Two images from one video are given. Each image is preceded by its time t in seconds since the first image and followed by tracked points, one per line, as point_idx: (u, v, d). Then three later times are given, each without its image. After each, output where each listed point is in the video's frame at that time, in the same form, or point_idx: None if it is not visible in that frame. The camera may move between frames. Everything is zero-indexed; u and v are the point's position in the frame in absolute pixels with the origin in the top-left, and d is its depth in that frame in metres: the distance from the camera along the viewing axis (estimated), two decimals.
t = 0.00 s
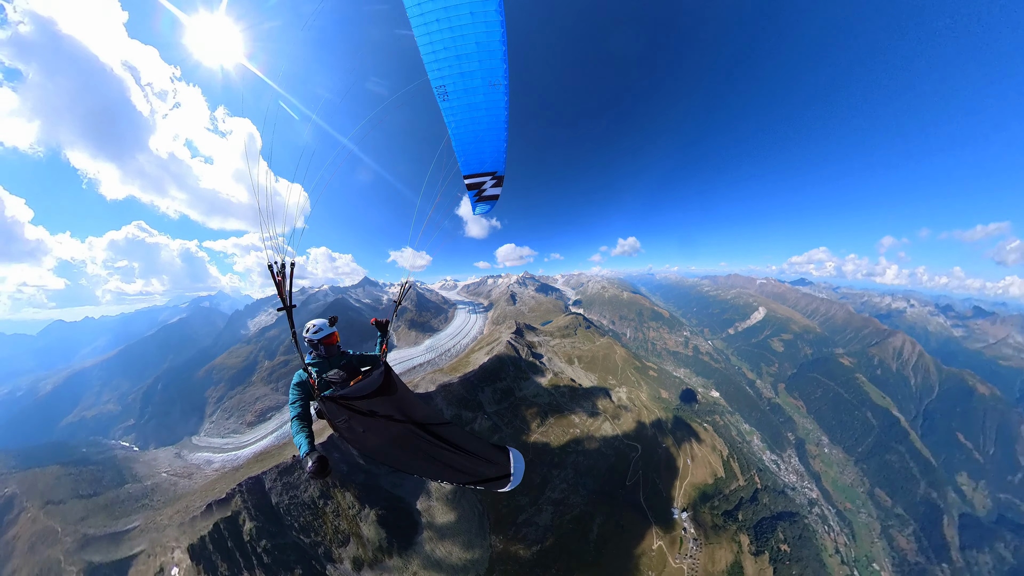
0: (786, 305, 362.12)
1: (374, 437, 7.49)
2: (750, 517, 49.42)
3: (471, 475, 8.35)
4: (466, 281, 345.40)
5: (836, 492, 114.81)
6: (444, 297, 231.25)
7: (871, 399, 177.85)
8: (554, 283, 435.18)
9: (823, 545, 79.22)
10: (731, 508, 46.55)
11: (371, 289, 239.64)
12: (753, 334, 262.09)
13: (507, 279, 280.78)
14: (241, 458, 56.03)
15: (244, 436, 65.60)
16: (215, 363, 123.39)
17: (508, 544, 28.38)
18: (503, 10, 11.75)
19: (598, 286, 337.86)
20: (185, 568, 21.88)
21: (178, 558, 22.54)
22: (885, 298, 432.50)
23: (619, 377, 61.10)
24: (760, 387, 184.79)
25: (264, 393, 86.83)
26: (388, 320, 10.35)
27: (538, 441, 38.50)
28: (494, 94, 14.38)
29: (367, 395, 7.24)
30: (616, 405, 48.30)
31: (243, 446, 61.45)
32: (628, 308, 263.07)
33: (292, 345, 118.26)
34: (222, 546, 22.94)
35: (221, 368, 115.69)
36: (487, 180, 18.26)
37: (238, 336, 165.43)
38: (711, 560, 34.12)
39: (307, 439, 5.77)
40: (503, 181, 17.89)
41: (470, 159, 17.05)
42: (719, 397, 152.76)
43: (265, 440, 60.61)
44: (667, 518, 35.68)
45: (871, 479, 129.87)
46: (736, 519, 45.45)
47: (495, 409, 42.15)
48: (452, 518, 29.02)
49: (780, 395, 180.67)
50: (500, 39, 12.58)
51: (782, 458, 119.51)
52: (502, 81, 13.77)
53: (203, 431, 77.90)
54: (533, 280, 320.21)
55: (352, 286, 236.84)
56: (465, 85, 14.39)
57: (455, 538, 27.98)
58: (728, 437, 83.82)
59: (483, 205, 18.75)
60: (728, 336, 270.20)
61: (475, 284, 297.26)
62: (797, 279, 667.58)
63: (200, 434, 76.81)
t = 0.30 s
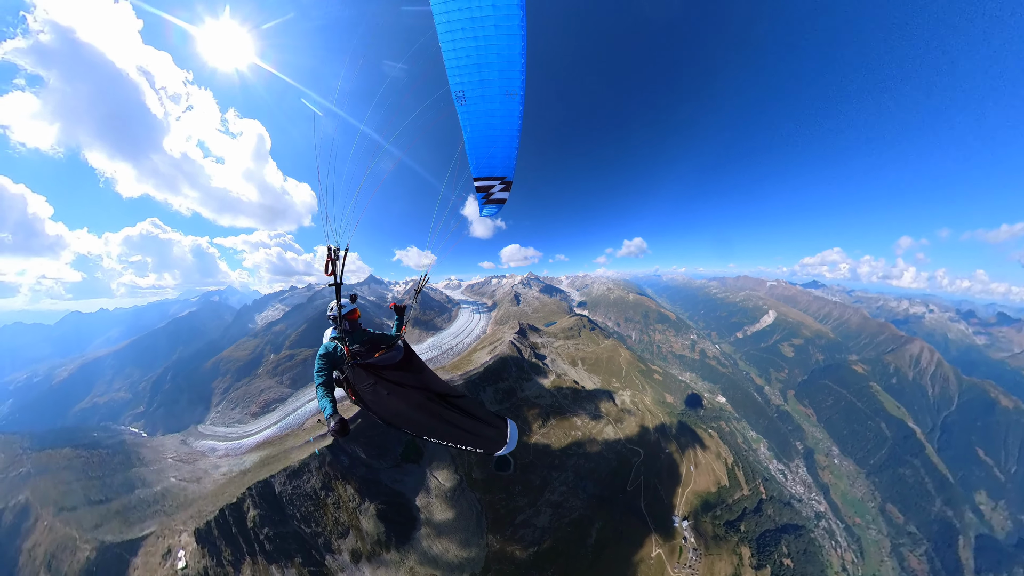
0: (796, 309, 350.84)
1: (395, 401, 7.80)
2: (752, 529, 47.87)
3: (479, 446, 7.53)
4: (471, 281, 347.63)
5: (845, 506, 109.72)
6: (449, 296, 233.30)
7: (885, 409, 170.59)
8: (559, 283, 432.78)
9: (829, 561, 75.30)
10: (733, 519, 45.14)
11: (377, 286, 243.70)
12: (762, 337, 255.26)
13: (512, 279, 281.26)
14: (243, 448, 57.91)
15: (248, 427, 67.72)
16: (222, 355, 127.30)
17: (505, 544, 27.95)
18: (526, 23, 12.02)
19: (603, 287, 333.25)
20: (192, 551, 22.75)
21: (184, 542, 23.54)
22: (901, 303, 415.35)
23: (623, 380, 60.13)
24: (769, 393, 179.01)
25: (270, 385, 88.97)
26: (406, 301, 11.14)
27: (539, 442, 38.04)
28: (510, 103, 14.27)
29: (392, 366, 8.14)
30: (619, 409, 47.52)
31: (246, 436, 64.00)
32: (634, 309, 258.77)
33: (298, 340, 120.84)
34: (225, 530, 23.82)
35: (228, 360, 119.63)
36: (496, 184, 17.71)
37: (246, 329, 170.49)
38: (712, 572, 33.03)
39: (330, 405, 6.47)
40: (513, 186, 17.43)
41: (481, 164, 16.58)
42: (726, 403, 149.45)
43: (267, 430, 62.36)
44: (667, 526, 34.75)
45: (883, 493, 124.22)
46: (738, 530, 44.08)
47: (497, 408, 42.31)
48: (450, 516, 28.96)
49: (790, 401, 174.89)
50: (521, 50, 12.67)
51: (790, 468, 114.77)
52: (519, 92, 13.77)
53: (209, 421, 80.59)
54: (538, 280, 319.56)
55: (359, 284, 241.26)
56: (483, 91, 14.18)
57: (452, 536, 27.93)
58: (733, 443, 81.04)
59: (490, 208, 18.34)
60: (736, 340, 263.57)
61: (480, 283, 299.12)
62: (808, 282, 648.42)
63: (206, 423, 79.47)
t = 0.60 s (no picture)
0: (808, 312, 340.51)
1: (397, 400, 8.02)
2: (758, 538, 46.45)
3: (478, 444, 7.45)
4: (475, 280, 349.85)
5: (855, 518, 104.92)
6: (454, 296, 235.21)
7: (900, 417, 164.25)
8: (564, 282, 428.50)
9: None
10: (738, 527, 43.83)
11: (383, 286, 247.99)
12: (772, 340, 248.72)
13: (517, 278, 280.92)
14: (252, 443, 60.15)
15: (257, 422, 70.22)
16: (233, 353, 132.14)
17: (504, 543, 27.97)
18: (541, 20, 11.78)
19: (608, 286, 328.73)
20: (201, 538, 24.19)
21: (193, 530, 24.90)
22: (918, 307, 399.07)
23: (628, 381, 59.13)
24: (778, 398, 173.69)
25: (278, 382, 91.87)
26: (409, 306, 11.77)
27: (541, 443, 37.88)
28: (517, 101, 14.28)
29: (395, 366, 8.63)
30: (623, 411, 46.86)
31: (255, 431, 66.21)
32: (639, 310, 253.92)
33: (306, 338, 124.15)
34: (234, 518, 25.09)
35: (238, 358, 123.96)
36: (497, 180, 17.79)
37: (255, 328, 176.45)
38: None
39: (332, 403, 6.82)
40: (513, 183, 17.59)
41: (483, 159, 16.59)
42: (733, 407, 145.02)
43: (275, 426, 64.55)
44: (669, 532, 34.03)
45: (896, 506, 118.95)
46: (743, 539, 42.77)
47: (500, 408, 42.57)
48: (451, 514, 29.24)
49: (800, 408, 169.14)
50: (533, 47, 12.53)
51: (797, 476, 110.80)
52: (528, 90, 13.76)
53: (220, 416, 83.70)
54: (543, 279, 318.37)
55: (365, 284, 245.95)
56: (492, 86, 14.07)
57: (452, 533, 28.16)
58: (739, 449, 78.72)
59: (490, 205, 18.61)
60: (744, 342, 256.92)
61: (484, 283, 300.54)
62: (820, 283, 628.61)
63: (217, 418, 82.57)
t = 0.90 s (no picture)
0: (821, 313, 329.50)
1: (403, 421, 8.20)
2: (762, 547, 45.26)
3: (489, 455, 7.89)
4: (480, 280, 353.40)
5: (864, 532, 99.97)
6: (459, 295, 237.64)
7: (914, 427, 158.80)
8: (569, 281, 424.06)
9: None
10: (742, 536, 42.68)
11: (390, 286, 253.26)
12: (781, 344, 243.05)
13: (522, 277, 281.15)
14: (264, 437, 62.71)
15: (269, 417, 72.77)
16: (247, 351, 137.91)
17: (503, 542, 28.14)
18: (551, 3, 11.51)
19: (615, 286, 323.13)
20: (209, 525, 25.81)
21: (202, 517, 26.67)
22: (937, 309, 382.34)
23: (633, 383, 58.10)
24: (787, 403, 169.08)
25: (289, 379, 95.47)
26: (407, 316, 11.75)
27: (544, 443, 37.79)
28: (520, 88, 13.81)
29: (397, 387, 8.69)
30: (627, 413, 46.16)
31: (267, 426, 68.25)
32: (646, 310, 248.43)
33: (315, 337, 128.11)
34: (240, 505, 26.70)
35: (251, 356, 129.13)
36: (494, 173, 17.21)
37: (267, 327, 184.21)
38: None
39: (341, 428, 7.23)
40: (511, 176, 17.13)
41: (481, 148, 15.85)
42: (741, 412, 140.56)
43: (287, 421, 67.02)
44: (671, 537, 33.39)
45: (907, 520, 114.33)
46: (747, 548, 41.68)
47: (503, 407, 42.80)
48: (451, 512, 29.64)
49: (808, 414, 164.67)
50: (540, 32, 12.33)
51: (805, 486, 106.50)
52: (532, 76, 13.34)
53: (234, 410, 87.10)
54: (548, 278, 316.94)
55: (373, 284, 251.66)
56: (494, 70, 13.45)
57: (451, 531, 28.64)
58: (746, 455, 75.94)
59: (486, 198, 17.92)
60: (753, 346, 251.18)
61: (488, 282, 302.59)
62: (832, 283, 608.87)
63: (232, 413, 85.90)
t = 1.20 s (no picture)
0: (835, 315, 317.65)
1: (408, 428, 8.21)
2: (766, 556, 44.10)
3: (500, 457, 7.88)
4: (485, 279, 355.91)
5: (874, 545, 95.75)
6: (465, 294, 240.21)
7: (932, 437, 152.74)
8: (574, 280, 419.21)
9: None
10: (746, 544, 41.56)
11: (396, 286, 257.96)
12: (793, 346, 236.24)
13: (528, 276, 280.63)
14: (275, 433, 65.53)
15: (280, 413, 75.94)
16: (259, 349, 143.73)
17: (503, 542, 28.37)
18: None
19: (621, 285, 317.61)
20: (223, 509, 28.55)
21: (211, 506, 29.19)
22: (959, 311, 364.52)
23: (639, 385, 57.06)
24: (796, 408, 164.37)
25: (299, 377, 99.05)
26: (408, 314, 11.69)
27: (547, 444, 37.58)
28: (513, 70, 12.83)
29: (403, 395, 8.60)
30: (631, 415, 45.49)
31: (278, 421, 71.20)
32: (653, 310, 243.06)
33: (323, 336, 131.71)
34: (250, 496, 28.73)
35: (263, 355, 134.56)
36: (486, 161, 16.21)
37: (277, 327, 191.24)
38: None
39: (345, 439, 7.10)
40: (503, 165, 16.22)
41: (472, 135, 15.00)
42: (749, 416, 136.51)
43: (296, 417, 69.78)
44: (672, 544, 32.72)
45: (919, 535, 110.00)
46: (750, 556, 40.64)
47: (507, 406, 42.87)
48: (453, 510, 30.10)
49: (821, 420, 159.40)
50: (533, 10, 11.42)
51: (812, 495, 102.65)
52: (525, 58, 12.36)
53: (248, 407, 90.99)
54: (554, 276, 314.50)
55: (380, 284, 256.95)
56: (484, 50, 12.44)
57: (452, 528, 29.07)
58: (752, 461, 73.15)
59: (478, 188, 16.94)
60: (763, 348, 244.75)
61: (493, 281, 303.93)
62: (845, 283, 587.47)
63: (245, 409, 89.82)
